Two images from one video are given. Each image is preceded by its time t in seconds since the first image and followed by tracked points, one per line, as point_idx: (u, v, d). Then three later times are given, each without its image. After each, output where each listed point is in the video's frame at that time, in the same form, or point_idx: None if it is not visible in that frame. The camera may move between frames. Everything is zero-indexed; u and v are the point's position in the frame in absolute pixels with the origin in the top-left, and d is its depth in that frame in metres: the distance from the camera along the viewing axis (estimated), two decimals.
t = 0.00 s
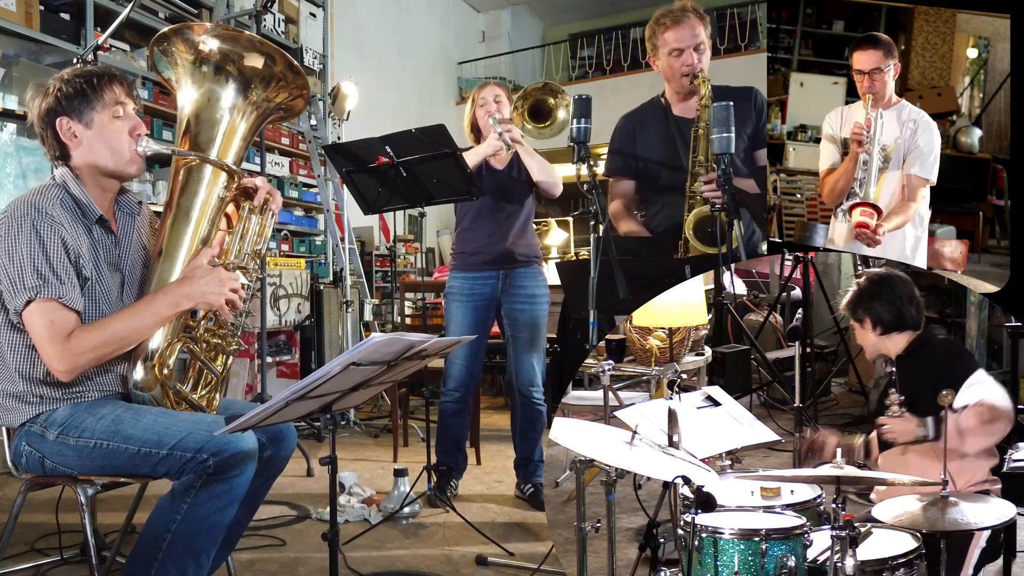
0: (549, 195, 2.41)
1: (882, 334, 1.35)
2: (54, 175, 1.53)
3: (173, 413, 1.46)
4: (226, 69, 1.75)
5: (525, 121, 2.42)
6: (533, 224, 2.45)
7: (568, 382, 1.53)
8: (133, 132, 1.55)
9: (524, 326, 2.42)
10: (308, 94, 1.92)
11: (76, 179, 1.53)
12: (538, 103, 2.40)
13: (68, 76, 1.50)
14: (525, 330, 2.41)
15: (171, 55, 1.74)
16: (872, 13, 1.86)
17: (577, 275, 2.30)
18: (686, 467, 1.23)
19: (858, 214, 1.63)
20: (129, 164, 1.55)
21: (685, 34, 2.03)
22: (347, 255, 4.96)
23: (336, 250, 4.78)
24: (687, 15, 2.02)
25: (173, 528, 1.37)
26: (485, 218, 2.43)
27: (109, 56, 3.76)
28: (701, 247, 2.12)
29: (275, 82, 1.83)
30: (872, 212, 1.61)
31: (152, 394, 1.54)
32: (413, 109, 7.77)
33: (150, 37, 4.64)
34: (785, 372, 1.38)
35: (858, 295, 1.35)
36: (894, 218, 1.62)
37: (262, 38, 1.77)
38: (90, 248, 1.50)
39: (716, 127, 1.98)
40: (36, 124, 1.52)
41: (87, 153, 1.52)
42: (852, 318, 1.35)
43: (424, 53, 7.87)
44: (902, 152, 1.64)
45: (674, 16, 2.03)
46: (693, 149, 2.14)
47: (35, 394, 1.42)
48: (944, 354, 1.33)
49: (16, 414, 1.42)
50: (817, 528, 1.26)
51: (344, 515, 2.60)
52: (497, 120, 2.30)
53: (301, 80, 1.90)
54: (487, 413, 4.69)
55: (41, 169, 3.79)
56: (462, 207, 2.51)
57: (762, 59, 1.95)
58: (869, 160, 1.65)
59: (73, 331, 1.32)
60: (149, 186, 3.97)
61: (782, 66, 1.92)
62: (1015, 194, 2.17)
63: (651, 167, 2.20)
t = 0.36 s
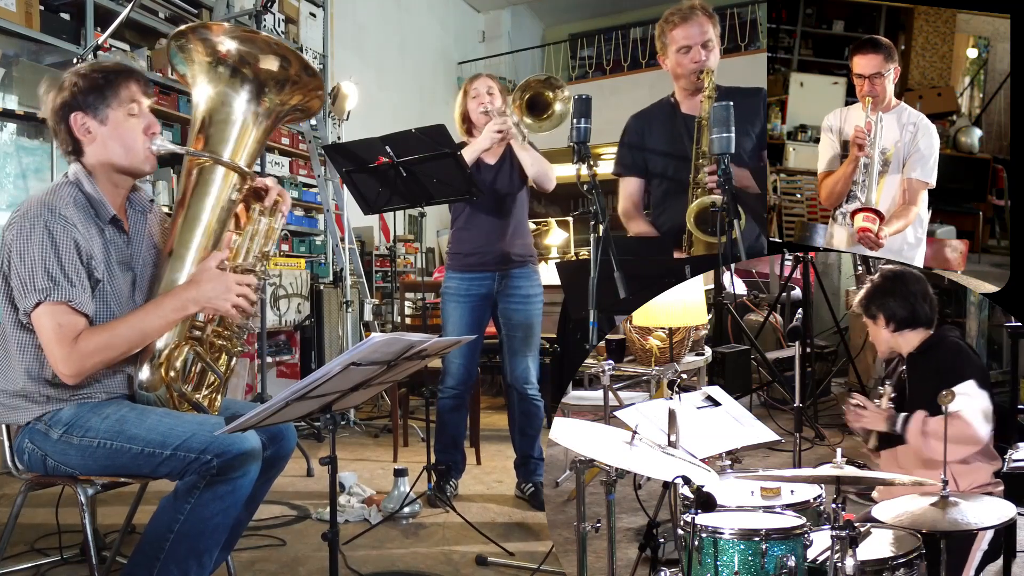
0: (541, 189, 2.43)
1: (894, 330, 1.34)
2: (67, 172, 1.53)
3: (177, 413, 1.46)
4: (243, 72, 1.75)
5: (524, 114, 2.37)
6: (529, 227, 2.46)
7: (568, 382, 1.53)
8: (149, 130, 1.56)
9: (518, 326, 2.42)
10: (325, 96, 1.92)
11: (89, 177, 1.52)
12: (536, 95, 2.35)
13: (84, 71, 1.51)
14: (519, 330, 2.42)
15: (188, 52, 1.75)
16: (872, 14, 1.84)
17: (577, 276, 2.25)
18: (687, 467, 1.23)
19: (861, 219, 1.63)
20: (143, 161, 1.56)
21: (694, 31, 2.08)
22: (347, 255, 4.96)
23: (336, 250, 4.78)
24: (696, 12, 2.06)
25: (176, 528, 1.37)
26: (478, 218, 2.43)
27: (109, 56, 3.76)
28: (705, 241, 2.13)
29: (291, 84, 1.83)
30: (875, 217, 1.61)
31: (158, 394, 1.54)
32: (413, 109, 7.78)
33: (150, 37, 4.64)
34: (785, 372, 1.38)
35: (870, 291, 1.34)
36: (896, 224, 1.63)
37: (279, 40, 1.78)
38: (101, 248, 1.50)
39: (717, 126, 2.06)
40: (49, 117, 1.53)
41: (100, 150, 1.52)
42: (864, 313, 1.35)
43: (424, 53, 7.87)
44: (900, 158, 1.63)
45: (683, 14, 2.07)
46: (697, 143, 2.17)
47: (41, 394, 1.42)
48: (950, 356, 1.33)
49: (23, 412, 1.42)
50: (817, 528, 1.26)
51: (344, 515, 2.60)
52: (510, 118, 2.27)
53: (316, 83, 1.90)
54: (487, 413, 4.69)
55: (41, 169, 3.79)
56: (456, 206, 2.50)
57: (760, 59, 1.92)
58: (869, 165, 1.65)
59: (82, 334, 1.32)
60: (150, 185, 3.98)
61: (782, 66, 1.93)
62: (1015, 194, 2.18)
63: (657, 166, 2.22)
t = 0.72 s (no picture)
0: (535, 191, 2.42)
1: (877, 336, 1.34)
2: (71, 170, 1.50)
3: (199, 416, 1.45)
4: (237, 69, 1.70)
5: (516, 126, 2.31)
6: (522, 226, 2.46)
7: (568, 383, 1.53)
8: (155, 126, 1.54)
9: (515, 327, 2.42)
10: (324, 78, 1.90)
11: (96, 175, 1.50)
12: (528, 103, 2.28)
13: (88, 66, 1.49)
14: (516, 331, 2.41)
15: (186, 54, 1.71)
16: (872, 13, 1.86)
17: (577, 275, 2.24)
18: (686, 467, 1.23)
19: (871, 215, 1.58)
20: (145, 159, 1.55)
21: (709, 29, 2.13)
22: (347, 255, 4.96)
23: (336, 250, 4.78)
24: (712, 11, 2.12)
25: (196, 528, 1.37)
26: (477, 217, 2.43)
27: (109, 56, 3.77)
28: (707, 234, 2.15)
29: (287, 72, 1.78)
30: (886, 212, 1.58)
31: (182, 397, 1.55)
32: (412, 109, 7.78)
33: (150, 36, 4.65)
34: (785, 372, 1.37)
35: (845, 301, 1.35)
36: (909, 219, 1.59)
37: (271, 30, 1.71)
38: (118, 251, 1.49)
39: (716, 126, 2.02)
40: (52, 113, 1.51)
41: (104, 151, 1.52)
42: (845, 322, 1.35)
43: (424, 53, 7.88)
44: (903, 147, 1.62)
45: (699, 12, 2.14)
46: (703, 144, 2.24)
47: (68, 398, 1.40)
48: (945, 352, 1.33)
49: (43, 413, 1.39)
50: (817, 528, 1.26)
51: (344, 515, 2.60)
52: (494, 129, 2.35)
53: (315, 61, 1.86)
54: (486, 413, 4.69)
55: (41, 168, 3.79)
56: (452, 207, 2.51)
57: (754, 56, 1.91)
58: (872, 157, 1.63)
59: (112, 348, 1.31)
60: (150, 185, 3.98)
61: (782, 66, 1.93)
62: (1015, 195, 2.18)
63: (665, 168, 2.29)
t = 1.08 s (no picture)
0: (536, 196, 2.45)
1: (867, 338, 1.34)
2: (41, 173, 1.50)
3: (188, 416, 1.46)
4: (206, 70, 1.62)
5: (518, 132, 2.41)
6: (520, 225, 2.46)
7: (568, 382, 1.53)
8: (121, 126, 1.51)
9: (515, 327, 2.42)
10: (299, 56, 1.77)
11: (67, 177, 1.50)
12: (528, 108, 2.39)
13: (52, 67, 1.45)
14: (516, 330, 2.41)
15: (154, 49, 1.62)
16: (872, 13, 1.87)
17: (577, 276, 2.33)
18: (686, 467, 1.23)
19: (871, 202, 1.62)
20: (114, 160, 1.53)
21: (719, 28, 2.07)
22: (347, 255, 4.96)
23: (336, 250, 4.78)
24: (722, 10, 2.07)
25: (188, 529, 1.36)
26: (476, 218, 2.44)
27: (109, 56, 3.77)
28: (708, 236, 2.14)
29: (257, 61, 1.67)
30: (886, 198, 1.61)
31: (174, 399, 1.55)
32: (412, 109, 7.79)
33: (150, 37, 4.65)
34: (785, 372, 1.37)
35: (835, 304, 1.34)
36: (913, 206, 1.61)
37: (237, 22, 1.61)
38: (93, 249, 1.49)
39: (716, 126, 2.03)
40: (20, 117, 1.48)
41: (72, 152, 1.49)
42: (835, 324, 1.34)
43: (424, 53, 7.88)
44: (904, 145, 1.62)
45: (709, 11, 2.08)
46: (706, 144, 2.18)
47: (53, 400, 1.41)
48: (936, 353, 1.32)
49: (28, 418, 1.40)
50: (817, 528, 1.26)
51: (344, 515, 2.60)
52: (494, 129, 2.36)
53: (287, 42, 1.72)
54: (487, 413, 4.69)
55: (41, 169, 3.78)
56: (452, 207, 2.52)
57: (759, 59, 1.95)
58: (873, 152, 1.63)
59: (89, 352, 1.31)
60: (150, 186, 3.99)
61: (782, 66, 1.94)
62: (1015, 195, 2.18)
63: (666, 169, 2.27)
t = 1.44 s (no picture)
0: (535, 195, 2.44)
1: (867, 338, 1.34)
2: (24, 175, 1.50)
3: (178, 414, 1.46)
4: (191, 69, 1.62)
5: (519, 130, 2.41)
6: (522, 225, 2.46)
7: (568, 382, 1.53)
8: (103, 128, 1.50)
9: (515, 327, 2.42)
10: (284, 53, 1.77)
11: (47, 180, 1.49)
12: (529, 107, 2.40)
13: (29, 72, 1.46)
14: (516, 331, 2.41)
15: (138, 50, 1.62)
16: (872, 13, 1.87)
17: (577, 276, 2.27)
18: (686, 467, 1.23)
19: (864, 196, 1.59)
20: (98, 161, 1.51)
21: (710, 28, 2.07)
22: (347, 255, 4.96)
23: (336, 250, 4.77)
24: (713, 10, 2.06)
25: (179, 529, 1.37)
26: (476, 219, 2.43)
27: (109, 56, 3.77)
28: (705, 242, 2.17)
29: (242, 59, 1.68)
30: (878, 194, 1.59)
31: (158, 398, 1.55)
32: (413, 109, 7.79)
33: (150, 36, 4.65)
34: (785, 372, 1.37)
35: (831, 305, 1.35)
36: (906, 206, 1.61)
37: (223, 19, 1.62)
38: (73, 249, 1.49)
39: (716, 126, 1.99)
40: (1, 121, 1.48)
41: (53, 155, 1.48)
42: (833, 324, 1.35)
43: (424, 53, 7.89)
44: (904, 145, 1.63)
45: (699, 11, 2.07)
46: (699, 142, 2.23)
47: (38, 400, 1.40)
48: (933, 352, 1.33)
49: (22, 420, 1.40)
50: (817, 528, 1.26)
51: (344, 515, 2.60)
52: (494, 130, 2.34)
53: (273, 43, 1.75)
54: (487, 413, 4.69)
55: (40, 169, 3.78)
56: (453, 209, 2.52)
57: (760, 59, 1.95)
58: (873, 149, 1.64)
59: (61, 351, 1.31)
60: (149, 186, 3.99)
61: (782, 66, 1.93)
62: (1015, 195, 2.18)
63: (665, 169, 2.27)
